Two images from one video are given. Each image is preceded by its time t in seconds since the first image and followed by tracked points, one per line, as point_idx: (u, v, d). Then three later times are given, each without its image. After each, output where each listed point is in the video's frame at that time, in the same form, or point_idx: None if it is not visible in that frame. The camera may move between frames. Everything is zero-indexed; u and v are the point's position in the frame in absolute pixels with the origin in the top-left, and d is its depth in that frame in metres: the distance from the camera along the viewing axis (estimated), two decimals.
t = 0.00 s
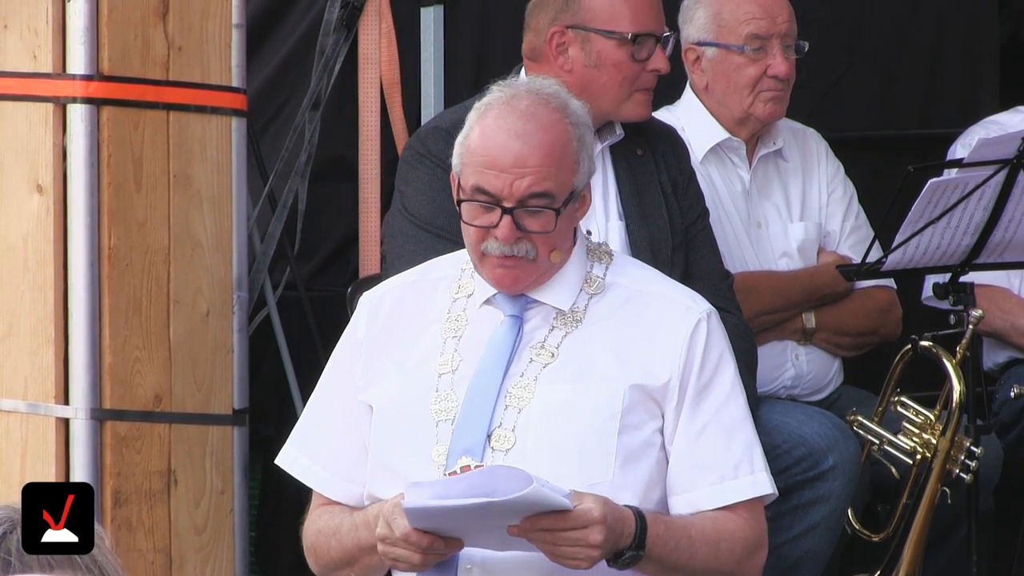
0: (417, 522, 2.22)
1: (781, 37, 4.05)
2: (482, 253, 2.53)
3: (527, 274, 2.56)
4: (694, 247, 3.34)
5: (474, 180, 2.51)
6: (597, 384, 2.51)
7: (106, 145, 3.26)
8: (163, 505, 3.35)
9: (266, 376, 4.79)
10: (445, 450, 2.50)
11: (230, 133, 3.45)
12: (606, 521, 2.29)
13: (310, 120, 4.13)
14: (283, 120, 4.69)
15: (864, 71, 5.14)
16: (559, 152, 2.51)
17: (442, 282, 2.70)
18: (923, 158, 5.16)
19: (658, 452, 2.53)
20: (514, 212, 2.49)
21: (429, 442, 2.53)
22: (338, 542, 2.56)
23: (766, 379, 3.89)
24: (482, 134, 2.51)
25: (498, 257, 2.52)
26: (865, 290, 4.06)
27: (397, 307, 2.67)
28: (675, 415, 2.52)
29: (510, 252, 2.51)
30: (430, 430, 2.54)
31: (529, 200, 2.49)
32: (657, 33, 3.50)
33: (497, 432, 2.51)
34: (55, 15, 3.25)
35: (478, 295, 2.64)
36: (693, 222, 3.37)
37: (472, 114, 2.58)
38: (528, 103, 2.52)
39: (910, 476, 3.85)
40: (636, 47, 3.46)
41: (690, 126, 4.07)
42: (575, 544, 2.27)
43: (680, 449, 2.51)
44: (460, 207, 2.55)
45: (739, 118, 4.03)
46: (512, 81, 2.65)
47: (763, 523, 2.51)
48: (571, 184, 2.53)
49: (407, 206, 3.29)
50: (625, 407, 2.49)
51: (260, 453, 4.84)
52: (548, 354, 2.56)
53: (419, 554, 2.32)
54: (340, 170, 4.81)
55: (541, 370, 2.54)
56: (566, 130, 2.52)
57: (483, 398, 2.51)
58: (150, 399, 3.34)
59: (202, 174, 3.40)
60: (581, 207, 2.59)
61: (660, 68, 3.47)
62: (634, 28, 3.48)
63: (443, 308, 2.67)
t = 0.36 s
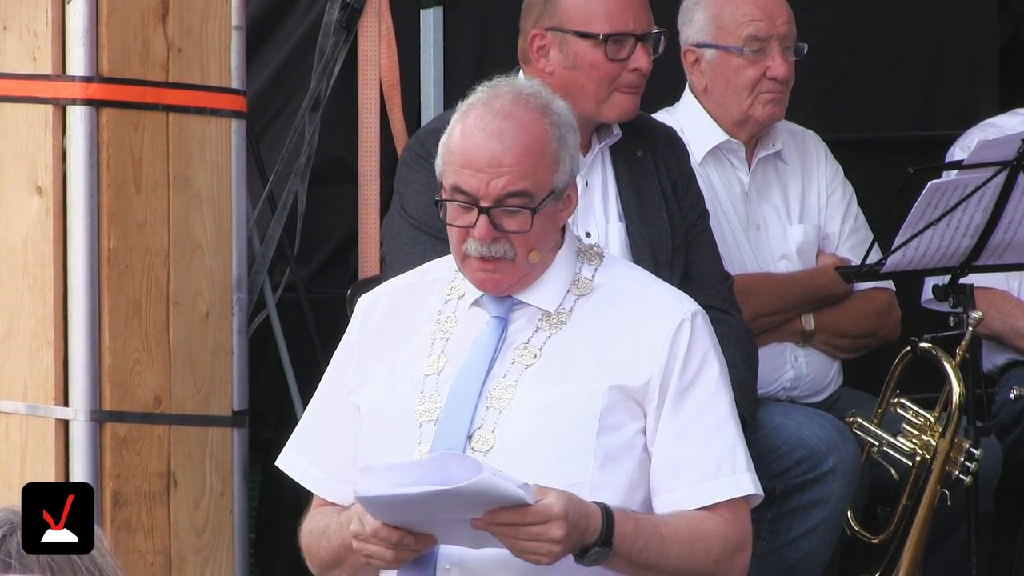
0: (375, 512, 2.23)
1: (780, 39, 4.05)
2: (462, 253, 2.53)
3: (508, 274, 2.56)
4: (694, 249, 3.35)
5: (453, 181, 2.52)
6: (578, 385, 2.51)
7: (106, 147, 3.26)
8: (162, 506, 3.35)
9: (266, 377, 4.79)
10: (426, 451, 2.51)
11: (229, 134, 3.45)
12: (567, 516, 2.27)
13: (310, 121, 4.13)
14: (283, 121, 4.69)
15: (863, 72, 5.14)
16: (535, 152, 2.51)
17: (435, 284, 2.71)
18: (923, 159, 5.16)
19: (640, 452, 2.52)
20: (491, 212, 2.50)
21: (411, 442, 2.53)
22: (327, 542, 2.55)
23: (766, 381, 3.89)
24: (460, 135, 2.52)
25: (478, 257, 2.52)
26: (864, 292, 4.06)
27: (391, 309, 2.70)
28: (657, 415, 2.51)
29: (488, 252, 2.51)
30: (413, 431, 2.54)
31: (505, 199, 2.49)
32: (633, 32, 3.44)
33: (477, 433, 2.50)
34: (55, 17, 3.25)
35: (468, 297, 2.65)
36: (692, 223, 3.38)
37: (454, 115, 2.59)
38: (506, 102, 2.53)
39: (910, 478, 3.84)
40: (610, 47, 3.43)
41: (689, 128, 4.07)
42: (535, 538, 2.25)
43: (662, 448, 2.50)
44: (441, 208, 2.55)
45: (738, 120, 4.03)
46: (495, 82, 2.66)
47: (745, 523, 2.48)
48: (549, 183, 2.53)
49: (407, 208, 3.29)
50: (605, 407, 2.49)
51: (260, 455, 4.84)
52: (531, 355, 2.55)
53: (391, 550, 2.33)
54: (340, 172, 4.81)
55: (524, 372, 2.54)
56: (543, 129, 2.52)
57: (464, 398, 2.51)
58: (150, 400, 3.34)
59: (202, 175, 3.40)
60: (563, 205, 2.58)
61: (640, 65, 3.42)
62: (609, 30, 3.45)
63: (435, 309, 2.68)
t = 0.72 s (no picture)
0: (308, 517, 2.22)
1: (779, 40, 4.05)
2: (425, 258, 2.55)
3: (473, 277, 2.56)
4: (694, 249, 3.41)
5: (413, 187, 2.53)
6: (534, 388, 2.48)
7: (106, 147, 3.26)
8: (162, 507, 3.35)
9: (266, 378, 4.79)
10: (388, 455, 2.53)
11: (229, 135, 3.45)
12: (495, 518, 2.20)
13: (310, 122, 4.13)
14: (281, 122, 4.69)
15: (863, 72, 5.14)
16: (492, 156, 2.51)
17: (413, 287, 2.75)
18: (923, 159, 5.16)
19: (599, 456, 2.48)
20: (449, 217, 2.50)
21: (376, 445, 2.56)
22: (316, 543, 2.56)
23: (766, 381, 3.89)
24: (418, 141, 2.54)
25: (440, 261, 2.53)
26: (864, 292, 4.07)
27: (371, 312, 2.74)
28: (613, 417, 2.46)
29: (449, 256, 2.52)
30: (379, 434, 2.56)
31: (463, 204, 2.50)
32: (610, 30, 3.34)
33: (436, 436, 2.49)
34: (54, 19, 3.26)
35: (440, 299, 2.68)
36: (693, 223, 3.42)
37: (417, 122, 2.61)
38: (464, 106, 2.54)
39: (909, 479, 3.84)
40: (591, 44, 3.35)
41: (689, 128, 4.07)
42: (463, 541, 2.19)
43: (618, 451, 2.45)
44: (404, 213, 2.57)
45: (736, 120, 4.04)
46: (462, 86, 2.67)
47: (701, 528, 2.41)
48: (509, 187, 2.53)
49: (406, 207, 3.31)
50: (559, 410, 2.46)
51: (260, 454, 4.84)
52: (492, 359, 2.54)
53: (336, 557, 2.34)
54: (340, 172, 4.81)
55: (483, 375, 2.52)
56: (501, 134, 2.52)
57: (424, 403, 2.51)
58: (150, 401, 3.34)
59: (202, 177, 3.40)
60: (526, 208, 2.58)
61: (619, 62, 3.33)
62: (586, 25, 3.35)
63: (411, 312, 2.72)
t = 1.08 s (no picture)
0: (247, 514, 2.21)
1: (779, 39, 4.04)
2: (383, 263, 2.57)
3: (431, 280, 2.57)
4: (692, 246, 3.41)
5: (364, 192, 2.55)
6: (497, 387, 2.49)
7: (105, 145, 3.26)
8: (161, 505, 3.35)
9: (265, 374, 4.79)
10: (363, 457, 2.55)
11: (229, 133, 3.45)
12: (428, 510, 2.19)
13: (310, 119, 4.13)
14: (280, 120, 4.69)
15: (862, 70, 5.14)
16: (437, 157, 2.51)
17: (396, 292, 2.79)
18: (922, 157, 5.17)
19: (564, 453, 2.48)
20: (398, 221, 2.51)
21: (353, 448, 2.59)
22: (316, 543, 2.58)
23: (765, 378, 3.89)
24: (367, 146, 2.55)
25: (396, 266, 2.55)
26: (864, 290, 4.07)
27: (356, 317, 2.79)
28: (576, 413, 2.47)
29: (403, 260, 2.54)
30: (356, 437, 2.59)
31: (412, 207, 2.51)
32: (589, 27, 3.34)
33: (406, 439, 2.50)
34: (54, 16, 3.25)
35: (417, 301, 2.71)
36: (692, 222, 3.42)
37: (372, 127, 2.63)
38: (413, 110, 2.54)
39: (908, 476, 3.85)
40: (570, 39, 3.35)
41: (689, 127, 4.07)
42: (397, 534, 2.17)
43: (582, 448, 2.45)
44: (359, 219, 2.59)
45: (734, 119, 4.03)
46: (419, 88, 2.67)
47: (662, 519, 2.40)
48: (458, 188, 2.53)
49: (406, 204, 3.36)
50: (523, 409, 2.46)
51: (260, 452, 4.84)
52: (460, 359, 2.54)
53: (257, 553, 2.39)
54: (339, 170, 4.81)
55: (451, 376, 2.53)
56: (447, 135, 2.52)
57: (394, 405, 2.53)
58: (150, 398, 3.34)
59: (201, 174, 3.40)
60: (482, 207, 2.58)
61: (596, 58, 3.32)
62: (565, 21, 3.35)
63: (392, 315, 2.75)
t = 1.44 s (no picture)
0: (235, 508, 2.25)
1: (781, 41, 4.04)
2: (389, 258, 2.62)
3: (437, 273, 2.62)
4: (695, 246, 3.41)
5: (368, 188, 2.61)
6: (492, 382, 2.52)
7: (106, 144, 3.26)
8: (162, 504, 3.35)
9: (267, 374, 4.79)
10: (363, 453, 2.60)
11: (230, 132, 3.44)
12: (406, 502, 2.23)
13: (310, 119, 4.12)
14: (281, 119, 4.69)
15: (863, 70, 5.14)
16: (437, 149, 2.56)
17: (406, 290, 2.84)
18: (923, 157, 5.16)
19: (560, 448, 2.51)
20: (400, 214, 2.57)
21: (354, 444, 2.64)
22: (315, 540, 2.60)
23: (765, 378, 3.88)
24: (369, 143, 2.62)
25: (401, 259, 2.60)
26: (865, 290, 4.07)
27: (366, 315, 2.85)
28: (570, 408, 2.49)
29: (407, 253, 2.58)
30: (359, 433, 2.65)
31: (413, 199, 2.56)
32: (586, 28, 3.34)
33: (404, 434, 2.55)
34: (56, 15, 3.25)
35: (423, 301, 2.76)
36: (693, 221, 3.42)
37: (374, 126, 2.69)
38: (411, 104, 2.60)
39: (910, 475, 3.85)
40: (566, 40, 3.35)
41: (691, 128, 4.06)
42: (378, 527, 2.21)
43: (575, 443, 2.48)
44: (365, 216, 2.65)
45: (736, 120, 4.03)
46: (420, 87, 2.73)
47: (652, 515, 2.42)
48: (458, 180, 2.58)
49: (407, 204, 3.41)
50: (516, 403, 2.49)
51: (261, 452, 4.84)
52: (459, 355, 2.58)
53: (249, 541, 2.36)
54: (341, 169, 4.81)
55: (449, 371, 2.57)
56: (446, 128, 2.58)
57: (394, 401, 2.58)
58: (151, 398, 3.34)
59: (202, 173, 3.40)
60: (483, 200, 2.63)
61: (592, 59, 3.33)
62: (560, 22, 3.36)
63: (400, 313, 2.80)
